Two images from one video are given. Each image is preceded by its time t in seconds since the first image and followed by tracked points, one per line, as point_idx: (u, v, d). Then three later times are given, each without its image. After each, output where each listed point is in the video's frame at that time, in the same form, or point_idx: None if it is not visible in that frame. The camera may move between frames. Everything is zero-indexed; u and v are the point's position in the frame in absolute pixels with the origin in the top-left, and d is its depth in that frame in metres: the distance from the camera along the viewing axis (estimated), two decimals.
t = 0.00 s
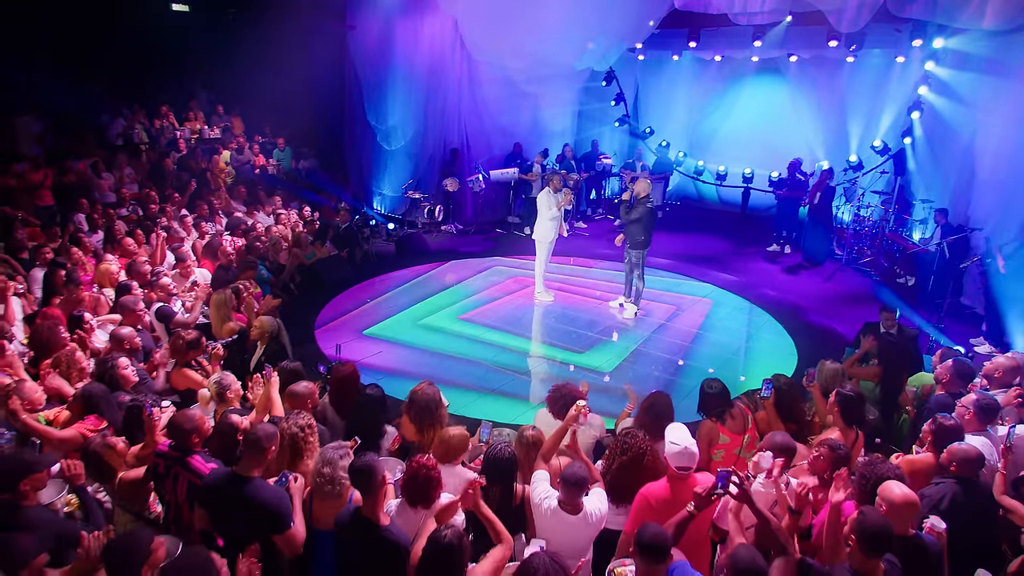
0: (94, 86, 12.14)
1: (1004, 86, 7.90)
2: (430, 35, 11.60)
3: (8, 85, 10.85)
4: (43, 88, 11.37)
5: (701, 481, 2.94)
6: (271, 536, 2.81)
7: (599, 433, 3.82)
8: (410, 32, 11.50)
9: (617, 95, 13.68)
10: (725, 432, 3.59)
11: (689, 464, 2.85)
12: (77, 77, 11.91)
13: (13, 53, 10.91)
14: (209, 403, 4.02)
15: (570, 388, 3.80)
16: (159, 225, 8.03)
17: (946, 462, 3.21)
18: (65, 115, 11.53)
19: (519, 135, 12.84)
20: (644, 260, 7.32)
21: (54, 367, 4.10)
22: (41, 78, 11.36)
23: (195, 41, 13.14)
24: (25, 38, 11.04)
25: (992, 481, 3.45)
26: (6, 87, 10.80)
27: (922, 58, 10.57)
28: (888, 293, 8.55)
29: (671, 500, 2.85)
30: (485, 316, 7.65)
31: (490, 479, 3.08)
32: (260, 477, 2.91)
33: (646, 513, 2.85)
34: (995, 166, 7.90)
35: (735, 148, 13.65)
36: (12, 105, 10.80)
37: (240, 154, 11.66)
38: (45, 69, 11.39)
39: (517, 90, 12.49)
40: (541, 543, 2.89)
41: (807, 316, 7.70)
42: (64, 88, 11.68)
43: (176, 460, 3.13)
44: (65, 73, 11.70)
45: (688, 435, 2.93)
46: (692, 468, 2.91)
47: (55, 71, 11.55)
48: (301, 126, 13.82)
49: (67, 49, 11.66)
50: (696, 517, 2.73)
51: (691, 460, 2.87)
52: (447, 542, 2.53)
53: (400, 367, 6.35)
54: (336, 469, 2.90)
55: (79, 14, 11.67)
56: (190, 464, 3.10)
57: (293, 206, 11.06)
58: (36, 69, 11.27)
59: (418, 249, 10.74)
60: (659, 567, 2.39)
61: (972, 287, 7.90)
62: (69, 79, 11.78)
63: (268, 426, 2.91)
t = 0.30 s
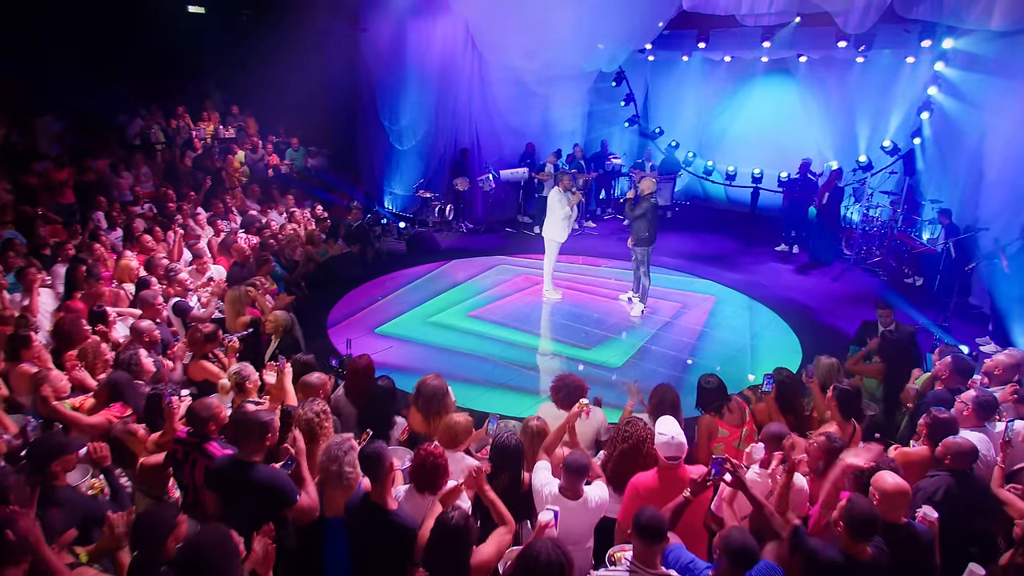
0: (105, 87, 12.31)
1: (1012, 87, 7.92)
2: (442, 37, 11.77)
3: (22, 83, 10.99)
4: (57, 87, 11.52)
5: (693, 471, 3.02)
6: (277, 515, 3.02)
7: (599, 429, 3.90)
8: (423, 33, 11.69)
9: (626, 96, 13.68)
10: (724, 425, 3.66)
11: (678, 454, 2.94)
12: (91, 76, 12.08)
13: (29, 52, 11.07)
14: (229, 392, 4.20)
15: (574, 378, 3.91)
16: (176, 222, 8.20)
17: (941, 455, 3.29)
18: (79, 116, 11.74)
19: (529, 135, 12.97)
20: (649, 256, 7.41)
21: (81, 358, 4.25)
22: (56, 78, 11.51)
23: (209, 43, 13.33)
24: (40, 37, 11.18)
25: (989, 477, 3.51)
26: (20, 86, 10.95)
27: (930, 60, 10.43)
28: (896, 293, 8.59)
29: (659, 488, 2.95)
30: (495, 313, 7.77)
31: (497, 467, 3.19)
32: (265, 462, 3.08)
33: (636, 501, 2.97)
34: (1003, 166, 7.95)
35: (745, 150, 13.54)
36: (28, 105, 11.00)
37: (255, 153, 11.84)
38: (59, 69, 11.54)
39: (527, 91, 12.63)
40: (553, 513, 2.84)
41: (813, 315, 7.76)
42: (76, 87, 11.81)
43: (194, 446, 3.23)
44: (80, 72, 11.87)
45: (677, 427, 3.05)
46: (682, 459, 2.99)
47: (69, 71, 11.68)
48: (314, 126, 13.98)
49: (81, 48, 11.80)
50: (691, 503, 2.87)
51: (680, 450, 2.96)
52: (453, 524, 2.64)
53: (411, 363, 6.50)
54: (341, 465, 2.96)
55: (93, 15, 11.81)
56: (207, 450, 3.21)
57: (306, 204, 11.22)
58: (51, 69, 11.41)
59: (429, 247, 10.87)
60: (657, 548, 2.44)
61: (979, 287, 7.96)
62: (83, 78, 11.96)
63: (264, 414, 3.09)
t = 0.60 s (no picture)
0: (124, 88, 12.50)
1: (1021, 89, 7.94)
2: (454, 38, 11.93)
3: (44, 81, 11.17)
4: (78, 87, 11.73)
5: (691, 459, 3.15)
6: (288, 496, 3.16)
7: (602, 423, 4.03)
8: (436, 34, 11.86)
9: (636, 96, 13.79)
10: (722, 419, 3.76)
11: (678, 443, 3.07)
12: (111, 78, 12.31)
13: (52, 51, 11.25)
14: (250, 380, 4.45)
15: (577, 372, 4.02)
16: (193, 220, 8.40)
17: (935, 449, 3.35)
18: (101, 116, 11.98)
19: (540, 136, 13.09)
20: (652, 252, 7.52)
21: (107, 349, 4.44)
22: (77, 78, 11.73)
23: (226, 47, 13.59)
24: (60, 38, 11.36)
25: (986, 473, 3.58)
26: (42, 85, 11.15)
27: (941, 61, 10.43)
28: (905, 294, 8.61)
29: (659, 476, 3.08)
30: (504, 311, 7.90)
31: (505, 455, 3.30)
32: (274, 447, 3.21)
33: (636, 488, 3.09)
34: (1012, 168, 7.97)
35: (756, 151, 13.52)
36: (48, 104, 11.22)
37: (270, 153, 12.04)
38: (79, 70, 11.72)
39: (538, 92, 12.76)
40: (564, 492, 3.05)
41: (820, 314, 7.81)
42: (97, 87, 12.03)
43: (213, 433, 3.37)
44: (99, 73, 12.08)
45: (677, 418, 3.18)
46: (682, 448, 3.13)
47: (68, 71, 11.55)
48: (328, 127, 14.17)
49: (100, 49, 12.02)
50: (687, 490, 2.97)
51: (679, 439, 3.10)
52: (459, 506, 2.75)
53: (421, 359, 6.65)
54: (349, 455, 3.09)
55: (114, 17, 12.09)
56: (225, 436, 3.35)
57: (320, 203, 11.39)
58: (71, 69, 11.62)
59: (441, 246, 11.02)
60: (652, 533, 2.55)
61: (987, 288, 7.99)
62: (104, 79, 12.17)
63: (275, 402, 3.22)
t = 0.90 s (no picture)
0: (143, 89, 12.71)
1: None
2: (467, 40, 12.09)
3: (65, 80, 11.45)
4: (99, 87, 11.97)
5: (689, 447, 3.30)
6: (301, 482, 3.29)
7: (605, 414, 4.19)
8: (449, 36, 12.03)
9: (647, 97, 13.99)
10: (717, 412, 3.90)
11: (679, 429, 3.24)
12: (133, 79, 12.59)
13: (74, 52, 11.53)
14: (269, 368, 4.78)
15: (582, 366, 4.17)
16: (211, 218, 8.61)
17: (928, 444, 3.44)
18: (120, 116, 12.22)
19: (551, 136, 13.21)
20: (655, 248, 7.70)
21: (132, 340, 4.61)
22: (98, 78, 11.98)
23: (247, 56, 13.91)
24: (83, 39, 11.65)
25: (979, 468, 3.63)
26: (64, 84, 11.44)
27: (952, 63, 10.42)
28: (912, 295, 8.65)
29: (659, 464, 3.20)
30: (514, 309, 8.03)
31: (511, 444, 3.39)
32: (287, 432, 3.35)
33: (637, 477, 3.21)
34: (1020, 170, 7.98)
35: (766, 152, 13.53)
36: (70, 104, 11.51)
37: (285, 152, 12.25)
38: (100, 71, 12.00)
39: (550, 92, 12.89)
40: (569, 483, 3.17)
41: (826, 314, 7.86)
42: (117, 88, 12.29)
43: (231, 420, 3.55)
44: (121, 74, 12.36)
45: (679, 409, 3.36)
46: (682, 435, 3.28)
47: (99, 73, 11.95)
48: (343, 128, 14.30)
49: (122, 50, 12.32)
50: (682, 478, 3.12)
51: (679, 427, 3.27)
52: (465, 491, 2.84)
53: (431, 356, 6.79)
54: (358, 439, 3.25)
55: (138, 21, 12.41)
56: (244, 424, 3.52)
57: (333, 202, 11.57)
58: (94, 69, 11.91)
59: (452, 245, 11.17)
60: (646, 514, 2.69)
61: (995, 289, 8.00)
62: (125, 79, 12.46)
63: (289, 389, 3.36)
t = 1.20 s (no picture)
0: (162, 91, 13.01)
1: None
2: (478, 43, 12.27)
3: (87, 82, 11.78)
4: (121, 88, 12.35)
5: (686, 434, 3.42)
6: (312, 466, 3.42)
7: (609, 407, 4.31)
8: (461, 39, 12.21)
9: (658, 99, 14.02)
10: (713, 406, 4.00)
11: (676, 418, 3.34)
12: (154, 81, 12.92)
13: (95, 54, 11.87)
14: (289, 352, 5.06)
15: (588, 359, 4.32)
16: (229, 216, 8.86)
17: (919, 438, 3.51)
18: (139, 117, 12.51)
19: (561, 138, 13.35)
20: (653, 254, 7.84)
21: (153, 332, 4.84)
22: (118, 79, 12.32)
23: (264, 60, 14.21)
24: (104, 42, 11.99)
25: (972, 462, 3.64)
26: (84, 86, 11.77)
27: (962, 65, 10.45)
28: (919, 296, 8.68)
29: (656, 453, 3.35)
30: (522, 307, 8.19)
31: (512, 434, 3.51)
32: (303, 420, 3.52)
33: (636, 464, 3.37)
34: None
35: (776, 154, 13.56)
36: (92, 105, 11.83)
37: (300, 152, 12.48)
38: (120, 73, 12.34)
39: (560, 95, 13.02)
40: (569, 471, 3.29)
41: (831, 314, 7.94)
42: (137, 90, 12.61)
43: (248, 409, 3.73)
44: (140, 77, 12.68)
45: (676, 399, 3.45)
46: (678, 424, 3.39)
47: (120, 75, 12.33)
48: (357, 128, 14.42)
49: (141, 53, 12.63)
50: (676, 468, 3.23)
51: (676, 416, 3.36)
52: (470, 475, 3.00)
53: (439, 352, 6.94)
54: (369, 428, 3.47)
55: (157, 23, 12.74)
56: (260, 413, 3.71)
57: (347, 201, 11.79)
58: (114, 71, 12.25)
59: (463, 244, 11.35)
60: (642, 498, 2.82)
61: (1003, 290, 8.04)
62: (145, 82, 12.79)
63: (306, 379, 3.60)
